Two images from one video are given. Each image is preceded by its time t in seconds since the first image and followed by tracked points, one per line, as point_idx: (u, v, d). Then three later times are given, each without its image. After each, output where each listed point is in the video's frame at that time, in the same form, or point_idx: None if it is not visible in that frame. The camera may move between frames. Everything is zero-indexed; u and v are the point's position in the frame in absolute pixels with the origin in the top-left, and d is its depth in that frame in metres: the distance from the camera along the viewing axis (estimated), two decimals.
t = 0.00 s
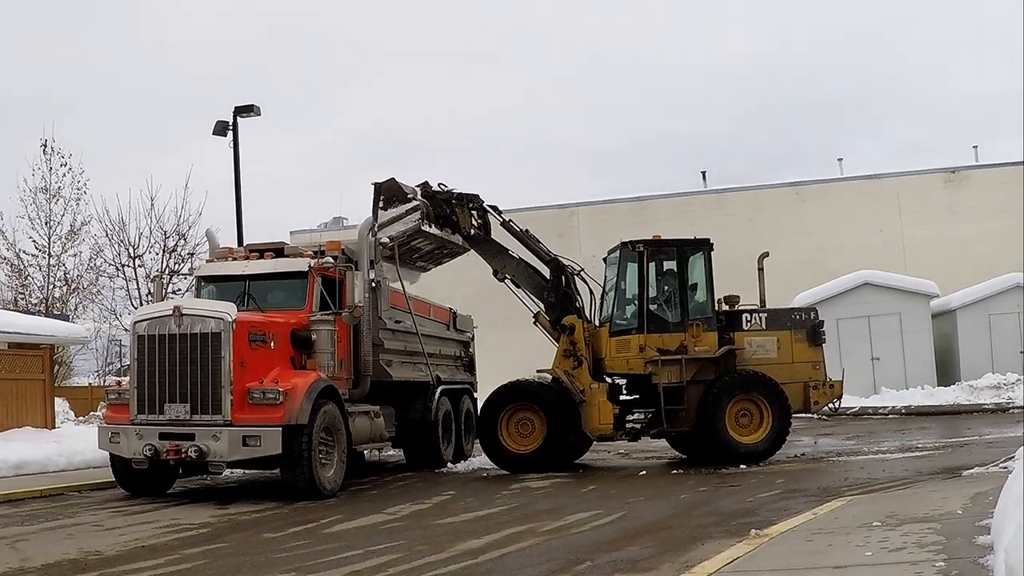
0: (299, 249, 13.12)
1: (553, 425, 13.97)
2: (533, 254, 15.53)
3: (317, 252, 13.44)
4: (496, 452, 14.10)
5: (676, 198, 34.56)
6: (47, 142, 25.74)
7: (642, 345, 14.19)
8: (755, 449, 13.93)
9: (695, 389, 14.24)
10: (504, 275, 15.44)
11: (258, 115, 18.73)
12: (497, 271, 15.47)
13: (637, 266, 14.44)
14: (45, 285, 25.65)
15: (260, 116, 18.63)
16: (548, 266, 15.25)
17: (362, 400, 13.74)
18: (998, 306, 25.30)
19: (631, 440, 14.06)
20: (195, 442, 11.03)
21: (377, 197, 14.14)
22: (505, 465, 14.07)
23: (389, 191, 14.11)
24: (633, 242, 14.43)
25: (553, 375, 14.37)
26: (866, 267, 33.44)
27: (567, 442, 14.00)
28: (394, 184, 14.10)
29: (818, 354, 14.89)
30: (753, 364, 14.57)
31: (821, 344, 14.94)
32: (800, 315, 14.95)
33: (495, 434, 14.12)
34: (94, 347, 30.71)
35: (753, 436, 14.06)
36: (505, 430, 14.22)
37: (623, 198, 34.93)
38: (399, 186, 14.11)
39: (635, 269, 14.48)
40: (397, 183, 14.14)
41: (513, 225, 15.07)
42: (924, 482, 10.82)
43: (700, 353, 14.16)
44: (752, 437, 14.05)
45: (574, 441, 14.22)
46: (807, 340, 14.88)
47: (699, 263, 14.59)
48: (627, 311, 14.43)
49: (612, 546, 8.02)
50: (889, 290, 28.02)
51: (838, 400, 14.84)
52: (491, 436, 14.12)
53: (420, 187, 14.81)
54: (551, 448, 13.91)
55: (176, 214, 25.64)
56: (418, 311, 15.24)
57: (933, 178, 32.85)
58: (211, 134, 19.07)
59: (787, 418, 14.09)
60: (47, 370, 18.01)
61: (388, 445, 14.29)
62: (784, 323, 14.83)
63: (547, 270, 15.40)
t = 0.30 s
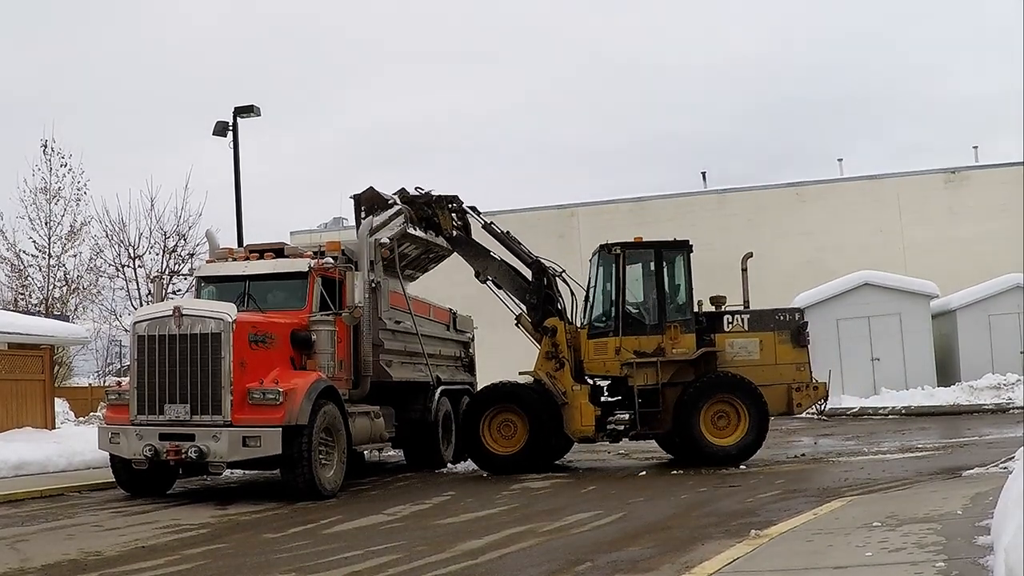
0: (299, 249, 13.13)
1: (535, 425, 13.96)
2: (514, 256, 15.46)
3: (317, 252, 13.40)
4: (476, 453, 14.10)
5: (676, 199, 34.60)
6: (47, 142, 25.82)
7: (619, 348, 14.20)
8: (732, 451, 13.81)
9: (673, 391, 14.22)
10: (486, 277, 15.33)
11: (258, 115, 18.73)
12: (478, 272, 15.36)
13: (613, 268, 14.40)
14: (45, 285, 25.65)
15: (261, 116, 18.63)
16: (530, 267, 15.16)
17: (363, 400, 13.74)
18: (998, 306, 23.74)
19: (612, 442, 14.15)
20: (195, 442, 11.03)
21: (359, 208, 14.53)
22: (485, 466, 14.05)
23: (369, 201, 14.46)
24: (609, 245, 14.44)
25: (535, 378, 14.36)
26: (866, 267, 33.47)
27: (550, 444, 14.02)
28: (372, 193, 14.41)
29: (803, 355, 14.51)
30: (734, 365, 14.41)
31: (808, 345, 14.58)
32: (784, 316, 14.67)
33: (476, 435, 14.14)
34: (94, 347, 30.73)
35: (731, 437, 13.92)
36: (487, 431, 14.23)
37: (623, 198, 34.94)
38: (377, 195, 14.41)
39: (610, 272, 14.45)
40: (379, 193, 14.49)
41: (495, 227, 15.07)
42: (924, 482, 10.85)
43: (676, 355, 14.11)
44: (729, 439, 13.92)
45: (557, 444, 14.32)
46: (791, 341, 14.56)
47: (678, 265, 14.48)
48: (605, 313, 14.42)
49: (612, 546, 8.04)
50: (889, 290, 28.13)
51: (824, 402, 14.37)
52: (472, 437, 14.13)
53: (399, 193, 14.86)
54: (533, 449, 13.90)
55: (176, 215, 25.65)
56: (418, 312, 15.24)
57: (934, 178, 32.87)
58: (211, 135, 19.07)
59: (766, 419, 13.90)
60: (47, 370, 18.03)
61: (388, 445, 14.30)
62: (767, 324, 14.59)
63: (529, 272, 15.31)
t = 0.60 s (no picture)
0: (299, 249, 13.14)
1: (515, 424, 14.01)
2: (499, 256, 15.45)
3: (317, 252, 13.41)
4: (461, 454, 14.19)
5: (676, 198, 34.61)
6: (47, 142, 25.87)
7: (601, 349, 14.24)
8: (715, 451, 13.80)
9: (655, 392, 14.29)
10: (471, 277, 15.35)
11: (258, 115, 18.73)
12: (463, 273, 15.38)
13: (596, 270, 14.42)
14: (45, 285, 25.65)
15: (260, 116, 18.63)
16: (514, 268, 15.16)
17: (362, 400, 13.74)
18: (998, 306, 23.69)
19: (597, 442, 14.12)
20: (195, 442, 11.03)
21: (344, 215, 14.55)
22: (469, 467, 14.14)
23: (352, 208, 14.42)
24: (591, 246, 14.49)
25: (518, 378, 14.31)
26: (866, 267, 33.45)
27: (534, 444, 14.01)
28: (355, 201, 14.39)
29: (789, 355, 14.46)
30: (719, 365, 14.40)
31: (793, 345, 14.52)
32: (770, 316, 14.60)
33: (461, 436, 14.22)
34: (94, 347, 30.72)
35: (715, 437, 13.92)
36: (472, 432, 14.29)
37: (623, 198, 34.94)
38: (359, 202, 14.38)
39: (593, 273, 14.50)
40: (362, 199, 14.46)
41: (480, 228, 15.02)
42: (924, 482, 10.82)
43: (659, 356, 14.11)
44: (712, 439, 13.91)
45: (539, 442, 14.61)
46: (777, 341, 14.50)
47: (661, 266, 14.49)
48: (588, 314, 14.46)
49: (612, 546, 8.02)
50: (889, 289, 28.14)
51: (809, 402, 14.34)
52: (457, 438, 14.20)
53: (383, 197, 14.82)
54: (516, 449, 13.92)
55: (176, 214, 25.64)
56: (418, 312, 15.24)
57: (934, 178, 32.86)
58: (211, 135, 19.08)
59: (749, 418, 13.87)
60: (46, 370, 18.02)
61: (388, 445, 14.29)
62: (752, 324, 14.53)
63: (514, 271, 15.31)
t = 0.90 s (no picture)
0: (298, 249, 13.13)
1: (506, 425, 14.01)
2: (492, 257, 15.50)
3: (317, 252, 13.40)
4: (454, 456, 14.18)
5: (676, 198, 34.62)
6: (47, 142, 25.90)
7: (592, 349, 14.23)
8: (708, 450, 13.80)
9: (647, 392, 14.28)
10: (464, 278, 15.37)
11: (257, 115, 18.73)
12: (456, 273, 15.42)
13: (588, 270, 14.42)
14: (45, 285, 25.66)
15: (260, 116, 18.63)
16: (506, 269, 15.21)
17: (362, 400, 13.74)
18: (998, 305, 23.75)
19: (590, 442, 14.11)
20: (195, 442, 11.03)
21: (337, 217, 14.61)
22: (461, 467, 14.12)
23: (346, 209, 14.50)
24: (582, 246, 14.50)
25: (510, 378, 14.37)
26: (866, 267, 33.46)
27: (525, 443, 14.01)
28: (348, 202, 14.46)
29: (781, 355, 14.46)
30: (711, 365, 14.40)
31: (786, 345, 14.51)
32: (762, 316, 14.60)
33: (452, 437, 14.21)
34: (94, 347, 30.72)
35: (707, 437, 13.91)
36: (464, 433, 14.30)
37: (623, 198, 34.97)
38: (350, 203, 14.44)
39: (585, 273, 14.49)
40: (355, 200, 14.51)
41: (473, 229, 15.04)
42: (924, 482, 10.82)
43: (651, 356, 14.11)
44: (705, 439, 13.90)
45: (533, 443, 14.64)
46: (770, 340, 14.50)
47: (653, 266, 14.47)
48: (580, 314, 14.44)
49: (613, 546, 8.02)
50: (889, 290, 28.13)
51: (802, 402, 14.30)
52: (449, 439, 14.18)
53: (377, 199, 14.84)
54: (506, 448, 13.91)
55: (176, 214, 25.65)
56: (418, 312, 15.24)
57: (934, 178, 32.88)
58: (211, 135, 19.08)
59: (740, 416, 13.86)
60: (46, 370, 18.02)
61: (388, 445, 14.29)
62: (745, 324, 14.54)
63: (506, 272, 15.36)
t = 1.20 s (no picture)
0: (299, 249, 13.13)
1: (511, 425, 13.99)
2: (494, 256, 15.51)
3: (317, 252, 13.41)
4: (456, 455, 14.16)
5: (675, 198, 34.62)
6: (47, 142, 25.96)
7: (595, 348, 14.23)
8: (709, 451, 13.80)
9: (649, 392, 14.27)
10: (466, 277, 15.37)
11: (258, 115, 18.73)
12: (458, 273, 15.41)
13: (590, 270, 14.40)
14: (45, 285, 25.68)
15: (260, 116, 18.63)
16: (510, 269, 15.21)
17: (362, 400, 13.74)
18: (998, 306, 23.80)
19: (591, 442, 14.14)
20: (195, 442, 11.03)
21: (339, 214, 14.61)
22: (462, 466, 14.11)
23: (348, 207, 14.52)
24: (585, 246, 14.49)
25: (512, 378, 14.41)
26: (866, 267, 33.47)
27: (527, 442, 14.03)
28: (351, 200, 14.48)
29: (783, 356, 14.45)
30: (713, 366, 14.39)
31: (787, 345, 14.51)
32: (763, 316, 14.60)
33: (453, 436, 14.20)
34: (94, 347, 30.71)
35: (708, 437, 13.91)
36: (465, 432, 14.30)
37: (623, 198, 34.98)
38: (353, 200, 14.46)
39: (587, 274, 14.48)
40: (358, 199, 14.51)
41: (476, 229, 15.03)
42: (924, 482, 10.83)
43: (653, 357, 14.12)
44: (706, 439, 13.91)
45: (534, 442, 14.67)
46: (771, 341, 14.49)
47: (656, 266, 14.50)
48: (583, 313, 14.44)
49: (612, 546, 8.02)
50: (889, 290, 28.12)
51: (803, 403, 14.31)
52: (450, 438, 14.18)
53: (380, 197, 14.81)
54: (508, 447, 13.91)
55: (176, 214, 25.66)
56: (417, 311, 15.24)
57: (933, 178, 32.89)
58: (211, 135, 19.09)
59: (741, 417, 13.87)
60: (47, 370, 18.02)
61: (388, 445, 14.29)
62: (746, 324, 14.55)
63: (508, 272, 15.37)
